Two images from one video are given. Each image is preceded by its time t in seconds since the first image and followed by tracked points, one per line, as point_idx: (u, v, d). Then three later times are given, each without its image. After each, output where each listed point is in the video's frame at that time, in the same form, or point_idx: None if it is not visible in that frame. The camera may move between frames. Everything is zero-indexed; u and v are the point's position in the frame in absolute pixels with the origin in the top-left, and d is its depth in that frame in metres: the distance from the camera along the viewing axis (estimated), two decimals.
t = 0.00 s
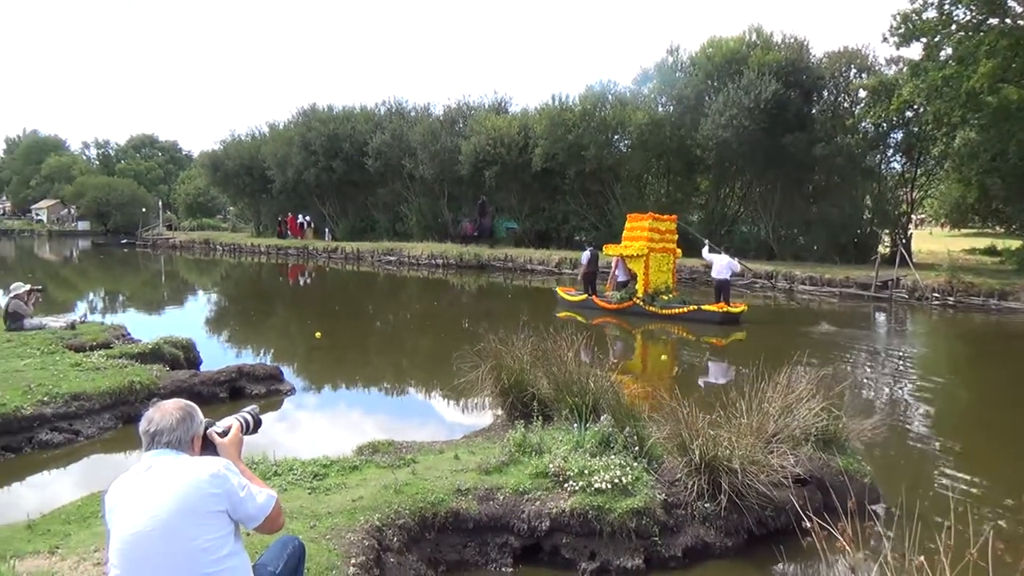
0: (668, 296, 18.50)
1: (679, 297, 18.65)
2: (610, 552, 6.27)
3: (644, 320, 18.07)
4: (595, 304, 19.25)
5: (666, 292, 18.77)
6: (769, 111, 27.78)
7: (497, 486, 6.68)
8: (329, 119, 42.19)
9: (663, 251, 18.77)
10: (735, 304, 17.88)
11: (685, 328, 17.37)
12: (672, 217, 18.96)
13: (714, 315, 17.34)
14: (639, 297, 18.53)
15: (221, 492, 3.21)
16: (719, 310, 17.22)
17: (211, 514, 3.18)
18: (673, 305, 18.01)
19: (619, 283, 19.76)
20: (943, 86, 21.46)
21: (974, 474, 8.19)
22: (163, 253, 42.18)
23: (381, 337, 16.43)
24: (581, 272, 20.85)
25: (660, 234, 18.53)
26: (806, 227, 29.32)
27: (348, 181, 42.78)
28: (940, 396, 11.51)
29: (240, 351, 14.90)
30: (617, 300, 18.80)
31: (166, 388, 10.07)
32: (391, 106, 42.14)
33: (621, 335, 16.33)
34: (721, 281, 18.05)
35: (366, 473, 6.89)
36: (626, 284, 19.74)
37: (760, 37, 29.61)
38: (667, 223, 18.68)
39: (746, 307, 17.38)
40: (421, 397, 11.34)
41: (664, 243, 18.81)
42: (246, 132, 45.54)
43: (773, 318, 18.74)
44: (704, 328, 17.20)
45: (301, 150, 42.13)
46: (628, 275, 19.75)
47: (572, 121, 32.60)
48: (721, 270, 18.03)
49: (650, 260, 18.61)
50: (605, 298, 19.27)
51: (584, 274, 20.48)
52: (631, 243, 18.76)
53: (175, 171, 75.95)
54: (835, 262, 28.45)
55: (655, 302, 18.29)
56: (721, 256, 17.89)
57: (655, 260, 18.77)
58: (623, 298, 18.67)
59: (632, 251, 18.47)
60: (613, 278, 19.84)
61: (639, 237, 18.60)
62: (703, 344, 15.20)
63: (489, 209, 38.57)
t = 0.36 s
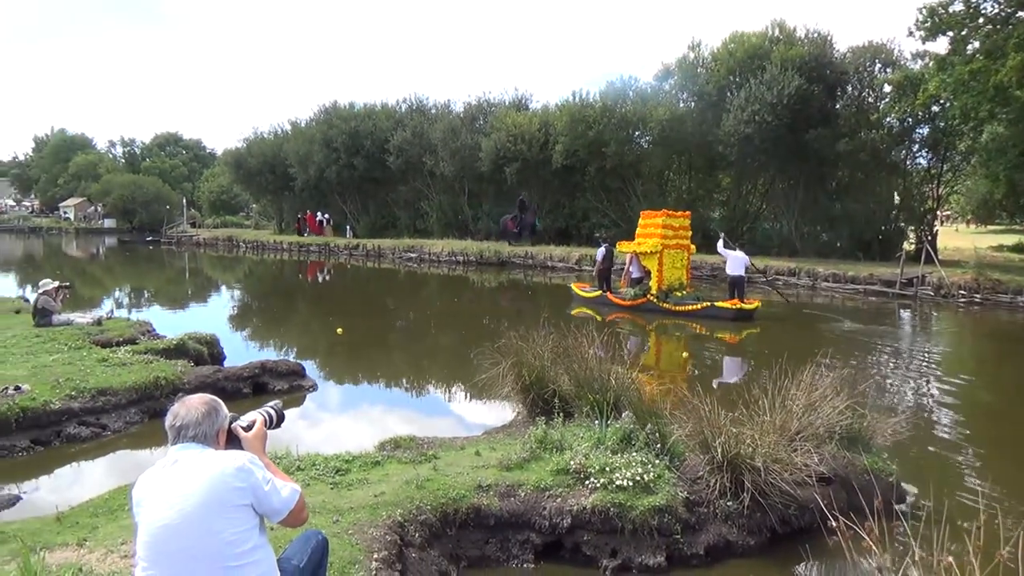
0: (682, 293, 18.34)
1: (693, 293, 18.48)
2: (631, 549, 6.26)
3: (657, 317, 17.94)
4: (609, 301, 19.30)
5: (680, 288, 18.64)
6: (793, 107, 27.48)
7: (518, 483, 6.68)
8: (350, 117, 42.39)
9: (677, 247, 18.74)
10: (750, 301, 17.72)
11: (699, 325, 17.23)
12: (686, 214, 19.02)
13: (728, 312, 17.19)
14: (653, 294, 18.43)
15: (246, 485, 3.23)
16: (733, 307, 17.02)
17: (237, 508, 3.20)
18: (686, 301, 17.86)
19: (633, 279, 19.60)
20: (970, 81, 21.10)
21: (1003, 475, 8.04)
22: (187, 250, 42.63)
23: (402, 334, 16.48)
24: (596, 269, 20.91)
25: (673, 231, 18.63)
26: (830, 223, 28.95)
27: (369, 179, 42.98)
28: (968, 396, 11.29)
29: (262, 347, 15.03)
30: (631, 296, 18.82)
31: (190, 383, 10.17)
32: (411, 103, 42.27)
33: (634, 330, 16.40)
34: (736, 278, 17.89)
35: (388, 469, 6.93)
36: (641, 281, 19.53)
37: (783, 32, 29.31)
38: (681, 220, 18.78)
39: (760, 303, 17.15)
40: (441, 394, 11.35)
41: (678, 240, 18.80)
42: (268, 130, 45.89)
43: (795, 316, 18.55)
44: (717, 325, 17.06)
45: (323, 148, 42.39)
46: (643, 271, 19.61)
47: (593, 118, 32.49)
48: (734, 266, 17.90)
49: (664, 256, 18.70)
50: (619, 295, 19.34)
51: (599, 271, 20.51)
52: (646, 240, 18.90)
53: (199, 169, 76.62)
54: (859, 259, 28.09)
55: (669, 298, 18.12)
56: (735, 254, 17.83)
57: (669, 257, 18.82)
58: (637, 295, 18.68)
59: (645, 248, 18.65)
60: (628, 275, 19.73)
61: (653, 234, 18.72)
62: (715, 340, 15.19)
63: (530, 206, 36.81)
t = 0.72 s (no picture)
0: (694, 289, 18.34)
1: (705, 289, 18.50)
2: (651, 546, 6.24)
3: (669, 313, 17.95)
4: (622, 297, 19.32)
5: (692, 285, 18.62)
6: (814, 102, 27.20)
7: (538, 479, 6.68)
8: (369, 114, 42.55)
9: (689, 244, 18.62)
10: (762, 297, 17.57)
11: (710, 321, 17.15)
12: (698, 210, 18.80)
13: (740, 309, 17.01)
14: (665, 290, 18.48)
15: (269, 480, 3.24)
16: (744, 303, 16.86)
17: (259, 502, 3.22)
18: (698, 298, 17.86)
19: (645, 276, 19.49)
20: (996, 75, 20.75)
21: None
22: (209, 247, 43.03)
23: (420, 330, 16.52)
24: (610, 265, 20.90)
25: (685, 227, 18.49)
26: (852, 220, 28.62)
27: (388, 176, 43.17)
28: (992, 395, 11.11)
29: (283, 343, 15.14)
30: (644, 292, 18.88)
31: (212, 378, 10.26)
32: (430, 100, 42.36)
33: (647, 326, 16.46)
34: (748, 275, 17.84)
35: (408, 464, 6.95)
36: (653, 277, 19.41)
37: (805, 26, 29.00)
38: (692, 216, 18.60)
39: (772, 299, 17.08)
40: (459, 391, 11.37)
41: (690, 236, 18.68)
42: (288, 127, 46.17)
43: (816, 313, 18.36)
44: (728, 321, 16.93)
45: (342, 145, 42.61)
46: (655, 268, 19.45)
47: (611, 114, 32.39)
48: (746, 262, 17.75)
49: (676, 253, 18.60)
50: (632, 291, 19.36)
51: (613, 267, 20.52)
52: (657, 237, 18.84)
53: (220, 166, 77.21)
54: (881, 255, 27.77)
55: (681, 295, 18.18)
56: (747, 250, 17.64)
57: (681, 253, 18.74)
58: (649, 292, 18.72)
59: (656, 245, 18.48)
60: (641, 272, 19.62)
61: (664, 231, 18.63)
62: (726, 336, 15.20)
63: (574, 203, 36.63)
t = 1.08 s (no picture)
0: (706, 286, 18.22)
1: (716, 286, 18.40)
2: (671, 545, 6.22)
3: (681, 310, 17.89)
4: (634, 295, 19.31)
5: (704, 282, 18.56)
6: (835, 97, 26.92)
7: (557, 476, 6.67)
8: (387, 111, 42.67)
9: (699, 241, 18.86)
10: (774, 293, 17.47)
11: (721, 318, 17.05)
12: (708, 207, 19.15)
13: (750, 305, 16.92)
14: (676, 287, 18.39)
15: (292, 477, 3.26)
16: (755, 300, 16.78)
17: (283, 498, 3.24)
18: (710, 295, 17.80)
19: (658, 272, 19.34)
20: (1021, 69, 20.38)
21: None
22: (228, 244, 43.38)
23: (438, 327, 16.57)
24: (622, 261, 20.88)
25: (696, 224, 18.75)
26: (872, 216, 28.30)
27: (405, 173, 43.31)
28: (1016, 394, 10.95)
29: (301, 339, 15.24)
30: (655, 289, 18.80)
31: (234, 374, 10.35)
32: (447, 97, 42.39)
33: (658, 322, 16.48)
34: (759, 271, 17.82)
35: (427, 461, 6.97)
36: (665, 274, 19.28)
37: (825, 20, 28.67)
38: (703, 212, 18.85)
39: (784, 294, 16.91)
40: (476, 388, 11.38)
41: (701, 233, 18.94)
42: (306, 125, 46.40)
43: (836, 311, 18.19)
44: (739, 317, 16.87)
45: (360, 142, 42.77)
46: (667, 264, 19.32)
47: (629, 111, 32.29)
48: (758, 258, 17.67)
49: (687, 250, 18.74)
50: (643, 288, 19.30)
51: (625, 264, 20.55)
52: (669, 234, 19.03)
53: (239, 164, 77.64)
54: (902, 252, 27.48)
55: (693, 292, 18.11)
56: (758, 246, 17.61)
57: (692, 249, 18.94)
58: (661, 289, 18.64)
59: (668, 242, 18.68)
60: (652, 268, 19.47)
61: (675, 228, 18.86)
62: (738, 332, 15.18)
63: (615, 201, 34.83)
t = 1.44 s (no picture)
0: (717, 285, 18.37)
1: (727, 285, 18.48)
2: (690, 546, 6.18)
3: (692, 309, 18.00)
4: (646, 294, 19.25)
5: (714, 281, 18.71)
6: (856, 96, 26.63)
7: (575, 476, 6.65)
8: (405, 110, 42.77)
9: (711, 240, 18.79)
10: (785, 292, 17.49)
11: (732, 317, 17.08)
12: (718, 206, 19.05)
13: (762, 304, 16.96)
14: (687, 287, 18.42)
15: (312, 475, 3.28)
16: (766, 298, 16.84)
17: (302, 496, 3.25)
18: (721, 294, 17.86)
19: (669, 272, 19.28)
20: None
21: None
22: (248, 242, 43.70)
23: (453, 325, 16.59)
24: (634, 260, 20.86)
25: (707, 223, 18.65)
26: (894, 215, 27.97)
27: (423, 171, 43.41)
28: None
29: (319, 337, 15.32)
30: (666, 288, 18.82)
31: (254, 371, 10.41)
32: (465, 96, 42.42)
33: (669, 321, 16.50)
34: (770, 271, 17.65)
35: (445, 460, 6.98)
36: (676, 274, 19.23)
37: (847, 18, 28.37)
38: (714, 212, 18.81)
39: (795, 294, 16.93)
40: (492, 387, 11.37)
41: (712, 232, 18.86)
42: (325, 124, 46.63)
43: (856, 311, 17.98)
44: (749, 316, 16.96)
45: (378, 141, 42.91)
46: (678, 263, 19.28)
47: (647, 109, 32.17)
48: (769, 258, 17.62)
49: (698, 249, 18.67)
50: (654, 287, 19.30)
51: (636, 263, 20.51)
52: (680, 233, 18.87)
53: (259, 162, 78.19)
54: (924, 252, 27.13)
55: (704, 291, 18.17)
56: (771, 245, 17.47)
57: (703, 249, 18.85)
58: (672, 288, 18.65)
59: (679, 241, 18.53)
60: (663, 267, 19.37)
61: (686, 227, 18.72)
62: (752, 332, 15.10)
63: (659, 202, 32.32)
